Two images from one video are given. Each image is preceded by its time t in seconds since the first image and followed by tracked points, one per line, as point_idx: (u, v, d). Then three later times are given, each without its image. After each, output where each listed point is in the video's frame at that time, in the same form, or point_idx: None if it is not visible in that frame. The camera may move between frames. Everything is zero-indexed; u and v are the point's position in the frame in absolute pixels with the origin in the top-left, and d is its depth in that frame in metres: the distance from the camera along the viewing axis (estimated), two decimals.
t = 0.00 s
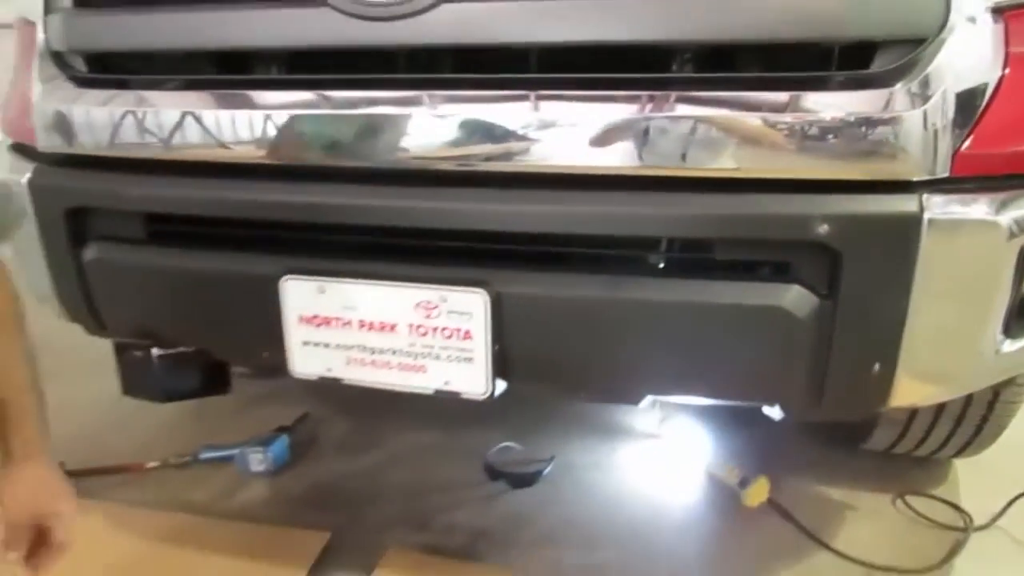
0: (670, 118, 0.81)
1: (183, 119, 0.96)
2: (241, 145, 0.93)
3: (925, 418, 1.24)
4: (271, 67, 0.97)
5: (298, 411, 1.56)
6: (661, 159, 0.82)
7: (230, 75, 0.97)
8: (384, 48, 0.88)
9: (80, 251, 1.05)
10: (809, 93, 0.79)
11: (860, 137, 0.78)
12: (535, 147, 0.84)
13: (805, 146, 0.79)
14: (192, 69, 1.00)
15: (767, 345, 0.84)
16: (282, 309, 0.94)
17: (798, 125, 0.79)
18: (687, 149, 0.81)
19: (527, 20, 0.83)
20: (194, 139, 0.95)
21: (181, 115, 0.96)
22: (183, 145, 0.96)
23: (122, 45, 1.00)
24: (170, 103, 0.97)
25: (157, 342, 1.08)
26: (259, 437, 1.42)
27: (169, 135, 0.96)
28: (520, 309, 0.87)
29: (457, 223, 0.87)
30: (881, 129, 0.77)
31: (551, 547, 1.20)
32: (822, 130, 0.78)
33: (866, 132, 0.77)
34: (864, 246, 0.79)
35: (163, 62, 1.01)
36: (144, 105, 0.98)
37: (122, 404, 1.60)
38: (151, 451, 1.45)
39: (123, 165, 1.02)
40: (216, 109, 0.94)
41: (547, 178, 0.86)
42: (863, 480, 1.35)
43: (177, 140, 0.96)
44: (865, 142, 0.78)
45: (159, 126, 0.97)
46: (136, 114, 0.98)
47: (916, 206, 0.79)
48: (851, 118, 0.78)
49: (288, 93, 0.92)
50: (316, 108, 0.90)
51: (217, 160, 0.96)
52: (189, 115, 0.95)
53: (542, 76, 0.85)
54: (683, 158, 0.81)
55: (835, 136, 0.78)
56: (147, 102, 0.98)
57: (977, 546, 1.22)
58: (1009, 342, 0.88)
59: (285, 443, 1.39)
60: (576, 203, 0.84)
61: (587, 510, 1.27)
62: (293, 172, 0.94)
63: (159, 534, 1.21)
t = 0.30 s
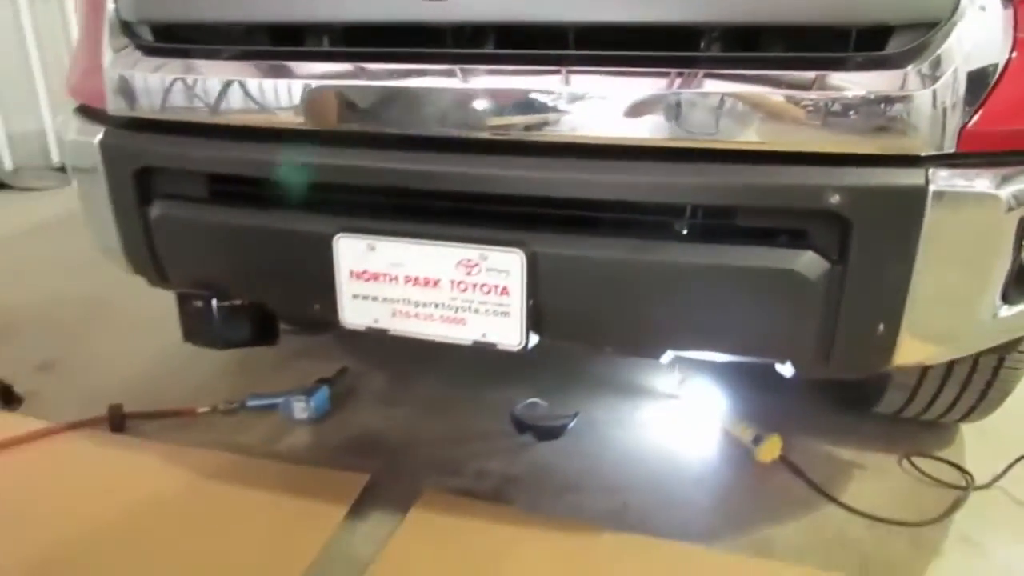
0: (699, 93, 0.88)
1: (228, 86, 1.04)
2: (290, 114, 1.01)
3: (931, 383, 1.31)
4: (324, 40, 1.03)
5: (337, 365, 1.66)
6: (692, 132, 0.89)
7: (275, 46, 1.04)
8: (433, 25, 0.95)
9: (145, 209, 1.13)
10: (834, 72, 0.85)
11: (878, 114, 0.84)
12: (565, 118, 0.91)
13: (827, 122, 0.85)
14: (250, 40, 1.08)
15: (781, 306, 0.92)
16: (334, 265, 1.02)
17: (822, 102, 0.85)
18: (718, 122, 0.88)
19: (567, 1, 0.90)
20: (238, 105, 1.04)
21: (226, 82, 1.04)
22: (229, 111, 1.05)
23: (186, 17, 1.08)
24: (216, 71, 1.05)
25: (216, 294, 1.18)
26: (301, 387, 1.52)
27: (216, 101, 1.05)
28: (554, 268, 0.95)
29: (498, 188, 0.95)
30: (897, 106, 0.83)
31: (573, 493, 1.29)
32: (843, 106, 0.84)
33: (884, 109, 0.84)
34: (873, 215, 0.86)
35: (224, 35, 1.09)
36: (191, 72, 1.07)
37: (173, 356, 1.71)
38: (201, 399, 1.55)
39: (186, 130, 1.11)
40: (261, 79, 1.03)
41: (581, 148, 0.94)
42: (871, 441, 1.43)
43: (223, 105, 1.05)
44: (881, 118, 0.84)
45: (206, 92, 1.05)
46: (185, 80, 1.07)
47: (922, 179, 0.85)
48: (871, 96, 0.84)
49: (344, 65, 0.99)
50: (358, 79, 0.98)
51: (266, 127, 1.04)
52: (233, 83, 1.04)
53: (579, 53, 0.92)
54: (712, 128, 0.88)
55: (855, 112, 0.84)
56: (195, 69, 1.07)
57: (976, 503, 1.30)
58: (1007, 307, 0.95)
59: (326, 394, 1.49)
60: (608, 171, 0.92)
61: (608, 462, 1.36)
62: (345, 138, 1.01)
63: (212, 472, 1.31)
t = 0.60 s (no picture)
0: (753, 67, 0.93)
1: (296, 66, 1.13)
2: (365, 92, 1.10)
3: (985, 353, 1.32)
4: (396, 22, 1.12)
5: (402, 331, 1.75)
6: (754, 107, 0.94)
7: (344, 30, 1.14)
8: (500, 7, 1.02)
9: (236, 179, 1.23)
10: (889, 44, 0.89)
11: (933, 83, 0.87)
12: (618, 94, 0.98)
13: (882, 94, 0.89)
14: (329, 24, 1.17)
15: (831, 270, 0.96)
16: (408, 233, 1.11)
17: (877, 74, 0.89)
18: (775, 95, 0.93)
19: None
20: (306, 83, 1.13)
21: (294, 63, 1.13)
22: (299, 88, 1.14)
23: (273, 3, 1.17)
24: (285, 52, 1.15)
25: (297, 259, 1.27)
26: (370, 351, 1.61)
27: (286, 80, 1.15)
28: (613, 234, 1.02)
29: (561, 159, 1.01)
30: (951, 75, 0.87)
31: (627, 453, 1.35)
32: (898, 77, 0.88)
33: (938, 78, 0.87)
34: (920, 182, 0.90)
35: (305, 19, 1.18)
36: (263, 54, 1.16)
37: (250, 322, 1.83)
38: (278, 361, 1.67)
39: (271, 107, 1.20)
40: (324, 58, 1.12)
41: (638, 121, 1.00)
42: (923, 412, 1.45)
43: (293, 84, 1.14)
44: (935, 87, 0.87)
45: (277, 72, 1.15)
46: (258, 62, 1.17)
47: (969, 146, 0.89)
48: (925, 67, 0.87)
49: (419, 46, 1.07)
50: (419, 59, 1.06)
51: (337, 102, 1.13)
52: (300, 63, 1.13)
53: (639, 32, 0.98)
54: (767, 100, 0.93)
55: (909, 83, 0.88)
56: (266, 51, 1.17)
57: None
58: None
59: (394, 356, 1.58)
60: (665, 142, 0.97)
61: (661, 426, 1.42)
62: (417, 113, 1.09)
63: (291, 426, 1.42)
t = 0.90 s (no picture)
0: (835, 83, 0.96)
1: (388, 86, 1.24)
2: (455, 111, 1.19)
3: None
4: (488, 45, 1.18)
5: (484, 339, 1.82)
6: (835, 122, 0.97)
7: (439, 52, 1.22)
8: (590, 28, 1.08)
9: (336, 191, 1.32)
10: (978, 60, 0.91)
11: None
12: (699, 110, 1.03)
13: (971, 108, 0.91)
14: (426, 48, 1.24)
15: (914, 282, 0.97)
16: (498, 242, 1.17)
17: (965, 89, 0.91)
18: (854, 109, 0.95)
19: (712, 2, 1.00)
20: (396, 101, 1.24)
21: (386, 83, 1.24)
22: (390, 106, 1.25)
23: (377, 29, 1.26)
24: (377, 73, 1.26)
25: (391, 267, 1.35)
26: (454, 357, 1.68)
27: (378, 99, 1.25)
28: (696, 246, 1.05)
29: (647, 173, 1.06)
30: None
31: (705, 462, 1.37)
32: (985, 92, 0.90)
33: None
34: (1008, 195, 0.91)
35: (402, 42, 1.25)
36: (358, 75, 1.28)
37: (341, 328, 1.93)
38: (366, 364, 1.75)
39: (371, 124, 1.28)
40: (411, 79, 1.22)
41: (721, 136, 1.03)
42: (1013, 429, 1.41)
43: (384, 102, 1.25)
44: None
45: (370, 91, 1.26)
46: (353, 82, 1.28)
47: None
48: (1014, 82, 0.89)
49: (513, 68, 1.14)
50: (496, 80, 1.15)
51: (428, 119, 1.22)
52: (392, 84, 1.24)
53: (727, 51, 1.01)
54: (849, 115, 0.96)
55: (997, 98, 0.90)
56: (359, 72, 1.28)
57: None
58: None
59: (475, 364, 1.64)
60: (749, 157, 1.01)
61: (739, 436, 1.44)
62: (508, 129, 1.16)
63: (380, 426, 1.50)
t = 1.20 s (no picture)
0: (900, 113, 0.97)
1: (454, 103, 1.29)
2: (523, 131, 1.23)
3: None
4: (561, 66, 1.22)
5: (539, 356, 1.84)
6: (899, 151, 0.98)
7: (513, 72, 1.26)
8: (667, 54, 1.10)
9: (407, 205, 1.36)
10: None
11: None
12: (762, 135, 1.05)
13: None
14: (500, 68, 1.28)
15: (988, 313, 0.97)
16: (566, 260, 1.19)
17: None
18: (921, 139, 0.96)
19: (789, 30, 1.01)
20: (461, 118, 1.28)
21: (453, 100, 1.29)
22: (453, 123, 1.29)
23: (453, 49, 1.30)
24: (444, 91, 1.31)
25: (456, 280, 1.39)
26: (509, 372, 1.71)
27: (445, 115, 1.30)
28: (766, 270, 1.06)
29: (717, 196, 1.07)
30: None
31: (761, 487, 1.37)
32: None
33: None
34: None
35: (478, 63, 1.30)
36: (427, 92, 1.32)
37: (398, 339, 1.97)
38: (423, 375, 1.79)
39: (443, 140, 1.32)
40: (478, 96, 1.27)
41: (790, 162, 1.05)
42: None
43: (450, 118, 1.29)
44: None
45: (437, 108, 1.31)
46: (422, 98, 1.33)
47: None
48: None
49: (587, 90, 1.17)
50: (562, 101, 1.19)
51: (494, 136, 1.26)
52: (460, 101, 1.28)
53: (802, 78, 1.03)
54: (915, 145, 0.97)
55: None
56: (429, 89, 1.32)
57: None
58: None
59: (531, 379, 1.67)
60: (821, 183, 1.01)
61: (795, 462, 1.43)
62: (578, 150, 1.19)
63: (437, 435, 1.52)
